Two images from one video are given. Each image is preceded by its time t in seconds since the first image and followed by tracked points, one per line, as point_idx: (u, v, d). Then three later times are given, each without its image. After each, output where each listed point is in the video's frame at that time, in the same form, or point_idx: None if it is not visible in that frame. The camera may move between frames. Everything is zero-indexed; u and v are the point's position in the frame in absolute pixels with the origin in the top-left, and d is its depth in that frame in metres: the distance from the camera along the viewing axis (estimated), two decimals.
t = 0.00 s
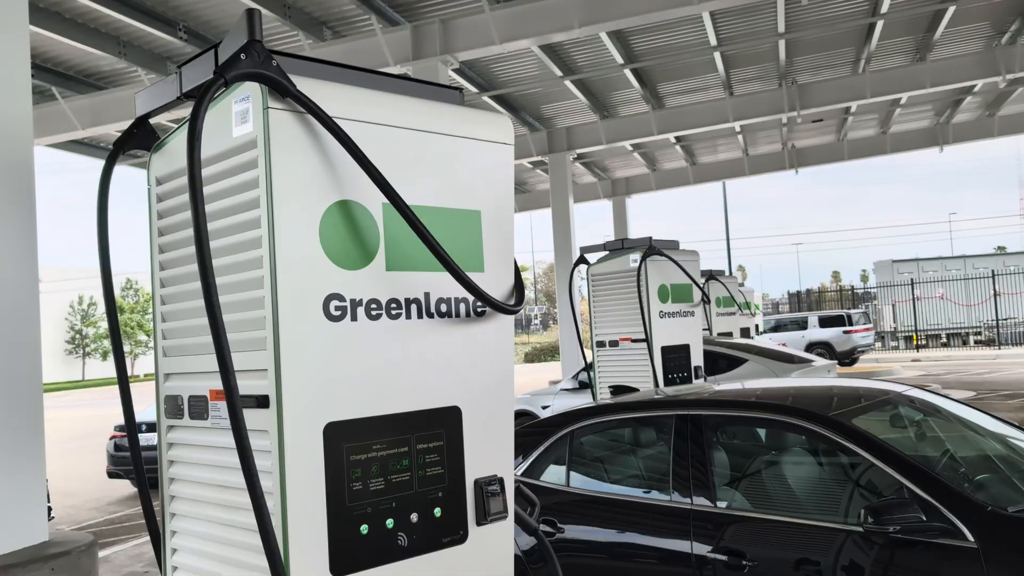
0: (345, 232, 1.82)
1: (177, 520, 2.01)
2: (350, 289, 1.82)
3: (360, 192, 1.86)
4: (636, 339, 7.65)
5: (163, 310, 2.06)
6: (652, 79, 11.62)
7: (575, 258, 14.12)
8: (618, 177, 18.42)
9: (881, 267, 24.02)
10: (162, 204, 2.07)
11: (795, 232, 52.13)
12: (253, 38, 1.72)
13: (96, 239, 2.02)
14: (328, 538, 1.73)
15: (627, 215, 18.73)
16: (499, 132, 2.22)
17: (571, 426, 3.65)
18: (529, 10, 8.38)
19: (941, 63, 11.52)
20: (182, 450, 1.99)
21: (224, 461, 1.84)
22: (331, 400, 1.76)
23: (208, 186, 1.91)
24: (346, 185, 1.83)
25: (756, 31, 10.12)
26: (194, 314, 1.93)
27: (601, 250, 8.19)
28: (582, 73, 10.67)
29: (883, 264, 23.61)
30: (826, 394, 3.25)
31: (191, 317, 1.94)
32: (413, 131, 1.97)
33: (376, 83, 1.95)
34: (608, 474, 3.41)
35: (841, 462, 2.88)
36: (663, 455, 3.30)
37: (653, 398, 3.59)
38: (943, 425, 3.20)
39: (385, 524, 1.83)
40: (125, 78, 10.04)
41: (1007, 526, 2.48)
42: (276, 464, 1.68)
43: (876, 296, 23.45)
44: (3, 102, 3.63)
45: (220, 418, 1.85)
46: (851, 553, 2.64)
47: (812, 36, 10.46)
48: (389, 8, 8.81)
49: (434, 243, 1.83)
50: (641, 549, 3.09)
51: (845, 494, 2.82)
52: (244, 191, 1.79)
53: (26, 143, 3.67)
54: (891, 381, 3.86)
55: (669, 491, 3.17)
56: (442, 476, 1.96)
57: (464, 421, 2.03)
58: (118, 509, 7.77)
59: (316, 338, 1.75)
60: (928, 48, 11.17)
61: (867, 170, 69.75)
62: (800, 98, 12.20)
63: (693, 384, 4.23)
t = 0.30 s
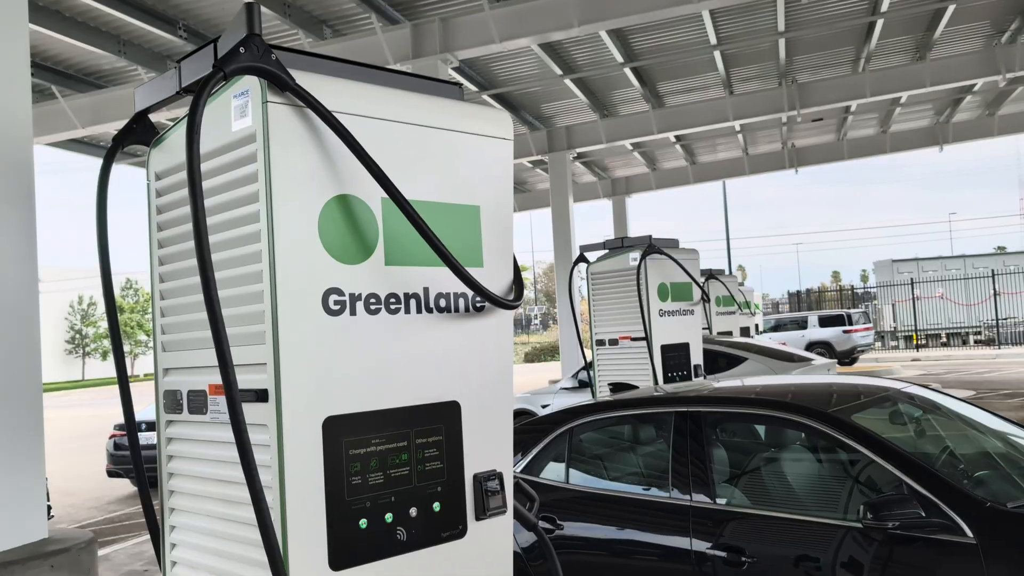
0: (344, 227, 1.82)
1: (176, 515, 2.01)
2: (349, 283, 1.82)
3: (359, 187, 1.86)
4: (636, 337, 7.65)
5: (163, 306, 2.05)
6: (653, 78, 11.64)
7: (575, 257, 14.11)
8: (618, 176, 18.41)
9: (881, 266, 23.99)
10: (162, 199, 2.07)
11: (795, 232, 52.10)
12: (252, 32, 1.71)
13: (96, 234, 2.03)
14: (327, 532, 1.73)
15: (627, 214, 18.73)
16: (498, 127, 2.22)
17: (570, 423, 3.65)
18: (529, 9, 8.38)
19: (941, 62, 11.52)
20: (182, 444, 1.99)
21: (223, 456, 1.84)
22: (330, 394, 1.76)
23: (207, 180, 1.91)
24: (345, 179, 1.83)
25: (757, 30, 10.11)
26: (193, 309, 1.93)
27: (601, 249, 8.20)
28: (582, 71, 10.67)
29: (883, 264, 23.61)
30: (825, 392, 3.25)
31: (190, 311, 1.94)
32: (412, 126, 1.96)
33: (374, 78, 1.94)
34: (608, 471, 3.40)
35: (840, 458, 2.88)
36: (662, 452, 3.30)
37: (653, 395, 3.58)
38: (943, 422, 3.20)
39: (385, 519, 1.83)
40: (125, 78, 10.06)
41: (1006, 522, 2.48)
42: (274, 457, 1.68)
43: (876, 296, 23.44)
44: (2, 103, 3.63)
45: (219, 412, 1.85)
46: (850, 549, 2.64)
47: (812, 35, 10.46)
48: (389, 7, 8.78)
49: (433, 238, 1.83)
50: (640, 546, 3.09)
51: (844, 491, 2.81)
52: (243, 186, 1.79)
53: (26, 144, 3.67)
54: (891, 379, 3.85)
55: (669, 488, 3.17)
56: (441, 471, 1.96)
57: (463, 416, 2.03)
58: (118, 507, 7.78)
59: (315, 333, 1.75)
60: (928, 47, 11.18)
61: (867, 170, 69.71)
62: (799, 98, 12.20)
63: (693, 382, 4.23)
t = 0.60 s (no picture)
0: (342, 218, 1.82)
1: (175, 506, 2.01)
2: (348, 273, 1.82)
3: (358, 178, 1.86)
4: (636, 333, 7.67)
5: (162, 298, 2.05)
6: (653, 75, 11.64)
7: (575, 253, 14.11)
8: (618, 173, 18.40)
9: (880, 264, 23.97)
10: (161, 191, 2.06)
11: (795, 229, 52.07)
12: (251, 23, 1.71)
13: (97, 225, 2.03)
14: (325, 522, 1.73)
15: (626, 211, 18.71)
16: (499, 120, 2.22)
17: (570, 417, 3.65)
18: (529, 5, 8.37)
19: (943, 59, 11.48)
20: (181, 436, 1.99)
21: (223, 446, 1.84)
22: (330, 385, 1.76)
23: (207, 172, 1.91)
24: (345, 171, 1.83)
25: (757, 27, 10.11)
26: (193, 300, 1.93)
27: (601, 244, 8.15)
28: (581, 68, 10.67)
29: (883, 261, 23.64)
30: (824, 386, 3.25)
31: (189, 303, 1.95)
32: (411, 118, 1.96)
33: (375, 70, 1.95)
34: (607, 466, 3.40)
35: (839, 453, 2.89)
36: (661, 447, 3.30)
37: (653, 389, 3.59)
38: (942, 416, 3.20)
39: (384, 510, 1.83)
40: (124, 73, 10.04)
41: (1004, 515, 2.49)
42: (274, 448, 1.68)
43: (876, 294, 23.42)
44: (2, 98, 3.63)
45: (218, 403, 1.86)
46: (849, 543, 2.65)
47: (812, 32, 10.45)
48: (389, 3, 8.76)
49: (433, 230, 1.83)
50: (639, 540, 3.09)
51: (843, 484, 2.82)
52: (242, 176, 1.80)
53: (25, 139, 3.67)
54: (889, 374, 3.86)
55: (668, 482, 3.17)
56: (441, 462, 1.96)
57: (463, 408, 2.03)
58: (118, 503, 7.79)
59: (314, 324, 1.75)
60: (928, 44, 11.18)
61: (867, 169, 69.69)
62: (799, 95, 12.20)
63: (693, 376, 4.23)
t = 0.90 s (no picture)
0: (342, 207, 1.82)
1: (175, 496, 2.01)
2: (348, 264, 1.82)
3: (358, 168, 1.85)
4: (636, 327, 7.68)
5: (163, 288, 2.05)
6: (653, 69, 11.62)
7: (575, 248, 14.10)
8: (618, 168, 18.38)
9: (880, 260, 23.99)
10: (161, 182, 2.06)
11: (795, 225, 52.08)
12: (251, 12, 1.71)
13: (97, 215, 2.03)
14: (324, 512, 1.73)
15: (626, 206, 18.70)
16: (499, 111, 2.22)
17: (569, 410, 3.66)
18: None
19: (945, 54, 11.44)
20: (181, 425, 1.99)
21: (223, 436, 1.84)
22: (330, 374, 1.76)
23: (207, 161, 1.91)
24: (345, 161, 1.83)
25: (757, 21, 10.09)
26: (193, 290, 1.93)
27: (600, 238, 8.14)
28: (581, 62, 10.66)
29: (882, 257, 23.65)
30: (823, 379, 3.26)
31: (189, 294, 1.95)
32: (412, 108, 1.96)
33: (375, 60, 1.94)
34: (606, 459, 3.41)
35: (839, 446, 2.89)
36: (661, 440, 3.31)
37: (653, 382, 3.59)
38: (941, 409, 3.21)
39: (384, 500, 1.84)
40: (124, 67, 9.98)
41: (1003, 507, 2.50)
42: (273, 437, 1.69)
43: (875, 289, 23.43)
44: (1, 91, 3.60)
45: (218, 393, 1.86)
46: (848, 535, 2.65)
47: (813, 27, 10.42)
48: None
49: (433, 220, 1.83)
50: (639, 532, 3.09)
51: (842, 477, 2.82)
52: (242, 166, 1.79)
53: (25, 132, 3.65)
54: (889, 367, 3.86)
55: (667, 474, 3.18)
56: (441, 453, 1.96)
57: (463, 399, 2.03)
58: (118, 496, 7.79)
59: (313, 313, 1.75)
60: (929, 39, 11.16)
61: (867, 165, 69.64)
62: (800, 89, 12.18)
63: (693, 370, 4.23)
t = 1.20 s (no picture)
0: (344, 198, 1.82)
1: (179, 486, 2.02)
2: (350, 255, 1.83)
3: (360, 159, 1.86)
4: (637, 321, 7.69)
5: (166, 279, 2.06)
6: (654, 64, 11.61)
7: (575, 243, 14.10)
8: (619, 163, 18.37)
9: (880, 255, 24.02)
10: (164, 174, 2.07)
11: (796, 220, 52.03)
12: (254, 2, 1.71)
13: (100, 205, 2.04)
14: (327, 501, 1.74)
15: (627, 201, 18.69)
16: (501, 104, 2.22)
17: (570, 403, 3.67)
18: None
19: (947, 49, 11.41)
20: (184, 415, 2.00)
21: (226, 425, 1.85)
22: (333, 364, 1.77)
23: (209, 152, 1.92)
24: (347, 152, 1.83)
25: (759, 16, 10.07)
26: (196, 281, 1.93)
27: (601, 232, 8.15)
28: (583, 57, 10.65)
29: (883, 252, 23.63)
30: (824, 372, 3.26)
31: (192, 284, 1.95)
32: (414, 100, 1.97)
33: (377, 52, 1.94)
34: (607, 452, 3.42)
35: (839, 438, 2.89)
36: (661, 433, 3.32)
37: (653, 375, 3.60)
38: (942, 402, 3.21)
39: (386, 490, 1.84)
40: (126, 62, 9.99)
41: (1003, 500, 2.50)
42: (276, 427, 1.69)
43: (876, 284, 23.43)
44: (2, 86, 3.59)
45: (221, 383, 1.86)
46: (848, 527, 2.66)
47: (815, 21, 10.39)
48: None
49: (435, 211, 1.83)
50: (640, 524, 3.11)
51: (843, 470, 2.83)
52: (245, 157, 1.80)
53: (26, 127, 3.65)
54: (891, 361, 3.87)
55: (667, 467, 3.19)
56: (442, 444, 1.97)
57: (464, 390, 2.04)
58: (120, 489, 7.82)
59: (316, 303, 1.75)
60: (931, 34, 11.14)
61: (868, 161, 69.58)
62: (801, 84, 12.18)
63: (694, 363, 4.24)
